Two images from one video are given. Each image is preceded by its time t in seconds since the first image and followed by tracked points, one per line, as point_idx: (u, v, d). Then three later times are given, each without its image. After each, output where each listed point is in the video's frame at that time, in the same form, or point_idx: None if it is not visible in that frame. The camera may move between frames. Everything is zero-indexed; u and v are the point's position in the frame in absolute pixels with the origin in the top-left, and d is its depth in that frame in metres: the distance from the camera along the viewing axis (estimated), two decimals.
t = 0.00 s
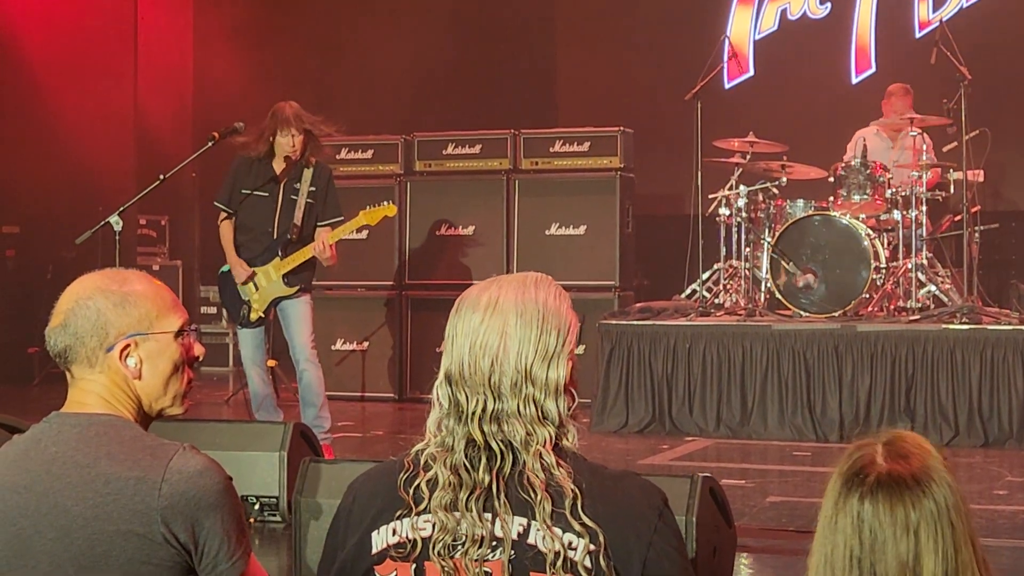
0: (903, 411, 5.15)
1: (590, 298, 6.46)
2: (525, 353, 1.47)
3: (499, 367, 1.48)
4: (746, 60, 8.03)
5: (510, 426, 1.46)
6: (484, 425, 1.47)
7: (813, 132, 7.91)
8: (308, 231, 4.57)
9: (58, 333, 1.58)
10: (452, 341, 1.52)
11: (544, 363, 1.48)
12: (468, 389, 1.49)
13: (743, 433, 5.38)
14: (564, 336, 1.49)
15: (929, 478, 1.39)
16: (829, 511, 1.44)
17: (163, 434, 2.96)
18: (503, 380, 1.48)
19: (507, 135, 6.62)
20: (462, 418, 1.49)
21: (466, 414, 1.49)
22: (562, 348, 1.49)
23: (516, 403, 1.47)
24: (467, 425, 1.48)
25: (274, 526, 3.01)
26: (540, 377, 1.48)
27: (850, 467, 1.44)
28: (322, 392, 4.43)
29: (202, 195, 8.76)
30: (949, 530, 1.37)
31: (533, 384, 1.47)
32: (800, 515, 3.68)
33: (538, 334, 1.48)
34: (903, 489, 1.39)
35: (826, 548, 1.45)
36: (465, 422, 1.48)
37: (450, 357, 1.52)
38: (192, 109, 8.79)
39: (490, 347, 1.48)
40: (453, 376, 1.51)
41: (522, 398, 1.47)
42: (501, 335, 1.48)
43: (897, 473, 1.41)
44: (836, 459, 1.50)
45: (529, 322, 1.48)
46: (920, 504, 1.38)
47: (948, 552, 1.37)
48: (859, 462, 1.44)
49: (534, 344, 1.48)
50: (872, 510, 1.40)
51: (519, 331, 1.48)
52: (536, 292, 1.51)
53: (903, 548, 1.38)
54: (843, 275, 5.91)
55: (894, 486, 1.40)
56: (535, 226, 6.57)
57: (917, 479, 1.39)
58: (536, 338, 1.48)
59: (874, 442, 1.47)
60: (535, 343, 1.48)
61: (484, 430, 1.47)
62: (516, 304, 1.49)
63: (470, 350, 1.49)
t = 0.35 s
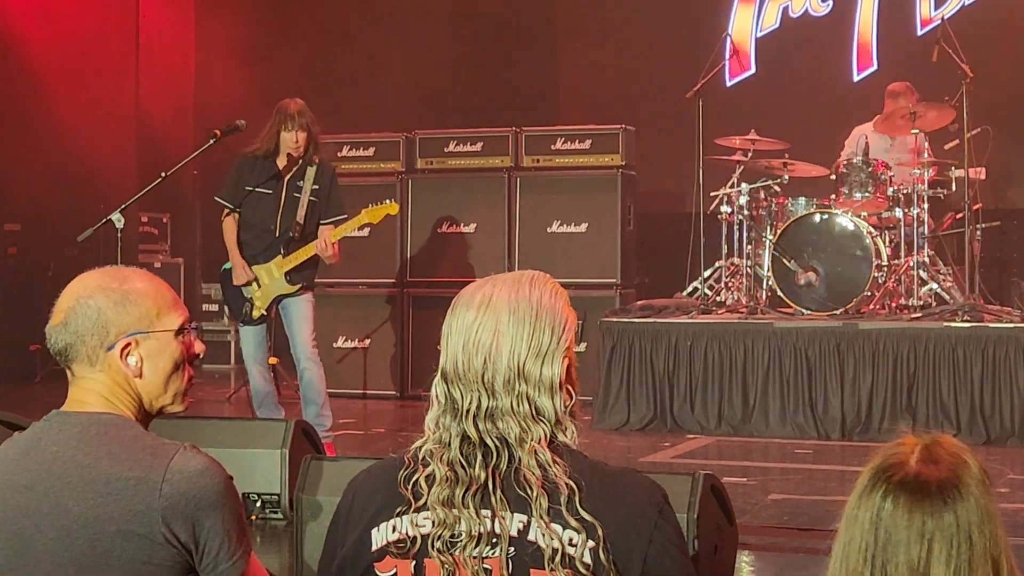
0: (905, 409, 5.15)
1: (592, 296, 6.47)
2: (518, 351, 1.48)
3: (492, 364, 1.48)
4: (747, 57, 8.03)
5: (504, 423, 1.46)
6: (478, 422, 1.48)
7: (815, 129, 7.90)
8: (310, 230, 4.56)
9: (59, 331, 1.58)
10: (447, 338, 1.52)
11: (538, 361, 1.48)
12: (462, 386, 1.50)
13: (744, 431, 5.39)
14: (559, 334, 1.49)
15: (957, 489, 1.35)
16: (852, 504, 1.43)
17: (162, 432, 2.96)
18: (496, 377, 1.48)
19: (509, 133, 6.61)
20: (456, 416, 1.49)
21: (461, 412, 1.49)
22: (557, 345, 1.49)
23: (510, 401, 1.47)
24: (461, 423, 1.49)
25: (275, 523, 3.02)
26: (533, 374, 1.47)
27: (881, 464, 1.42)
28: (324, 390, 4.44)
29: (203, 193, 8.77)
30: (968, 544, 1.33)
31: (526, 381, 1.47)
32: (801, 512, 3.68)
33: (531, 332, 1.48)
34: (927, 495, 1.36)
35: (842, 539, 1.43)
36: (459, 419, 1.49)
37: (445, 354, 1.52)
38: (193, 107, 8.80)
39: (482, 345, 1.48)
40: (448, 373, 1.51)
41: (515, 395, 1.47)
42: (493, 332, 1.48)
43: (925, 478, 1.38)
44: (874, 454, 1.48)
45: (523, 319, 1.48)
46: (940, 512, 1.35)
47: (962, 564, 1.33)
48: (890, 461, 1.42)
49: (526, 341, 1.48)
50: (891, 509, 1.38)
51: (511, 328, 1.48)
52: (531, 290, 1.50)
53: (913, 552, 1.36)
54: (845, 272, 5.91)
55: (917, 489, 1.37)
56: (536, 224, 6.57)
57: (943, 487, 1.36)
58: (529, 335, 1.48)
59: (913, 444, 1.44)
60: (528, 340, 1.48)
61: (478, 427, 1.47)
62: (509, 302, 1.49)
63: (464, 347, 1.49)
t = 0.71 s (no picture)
0: (905, 407, 5.16)
1: (592, 294, 6.47)
2: (515, 348, 1.48)
3: (489, 361, 1.48)
4: (748, 56, 8.02)
5: (501, 420, 1.46)
6: (476, 419, 1.47)
7: (815, 127, 7.90)
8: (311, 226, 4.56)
9: (59, 329, 1.58)
10: (445, 335, 1.52)
11: (535, 358, 1.48)
12: (459, 383, 1.50)
13: (744, 429, 5.39)
14: (557, 332, 1.49)
15: (970, 485, 1.38)
16: (866, 503, 1.45)
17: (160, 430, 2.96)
18: (493, 374, 1.48)
19: (510, 130, 6.61)
20: (454, 413, 1.49)
21: (458, 408, 1.49)
22: (555, 343, 1.49)
23: (507, 398, 1.47)
24: (459, 419, 1.49)
25: (276, 520, 3.03)
26: (531, 371, 1.47)
27: (893, 463, 1.45)
28: (324, 388, 4.44)
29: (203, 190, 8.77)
30: (983, 539, 1.36)
31: (523, 378, 1.47)
32: (802, 511, 3.68)
33: (529, 329, 1.48)
34: (942, 491, 1.39)
35: (858, 539, 1.45)
36: (457, 415, 1.49)
37: (443, 352, 1.52)
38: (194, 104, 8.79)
39: (480, 342, 1.48)
40: (446, 370, 1.52)
41: (513, 392, 1.47)
42: (490, 329, 1.48)
43: (938, 474, 1.40)
44: (883, 453, 1.51)
45: (520, 317, 1.48)
46: (956, 508, 1.37)
47: (979, 561, 1.36)
48: (903, 459, 1.44)
49: (524, 339, 1.47)
50: (906, 507, 1.40)
51: (508, 326, 1.48)
52: (529, 288, 1.51)
53: (931, 549, 1.38)
54: (845, 270, 5.91)
55: (933, 487, 1.39)
56: (536, 222, 6.57)
57: (956, 483, 1.38)
58: (527, 333, 1.48)
59: (923, 442, 1.47)
60: (525, 338, 1.48)
61: (476, 424, 1.47)
62: (507, 299, 1.49)
63: (461, 344, 1.49)
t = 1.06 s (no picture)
0: (904, 405, 5.16)
1: (591, 293, 6.47)
2: (512, 343, 1.48)
3: (486, 355, 1.49)
4: (748, 55, 8.03)
5: (498, 413, 1.46)
6: (473, 412, 1.48)
7: (814, 126, 7.91)
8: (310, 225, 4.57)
9: (64, 325, 1.59)
10: (444, 329, 1.53)
11: (533, 352, 1.48)
12: (457, 377, 1.50)
13: (743, 428, 5.39)
14: (555, 328, 1.49)
15: (948, 475, 1.39)
16: (849, 511, 1.44)
17: (160, 428, 2.97)
18: (490, 368, 1.48)
19: (509, 129, 6.62)
20: (452, 406, 1.50)
21: (455, 402, 1.49)
22: (553, 338, 1.49)
23: (504, 391, 1.47)
24: (457, 413, 1.49)
25: (275, 518, 3.03)
26: (527, 366, 1.48)
27: (866, 466, 1.45)
28: (324, 386, 4.44)
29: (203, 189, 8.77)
30: (970, 527, 1.37)
31: (520, 373, 1.48)
32: (801, 509, 3.68)
33: (526, 324, 1.48)
34: (923, 486, 1.40)
35: (848, 547, 1.44)
36: (455, 409, 1.49)
37: (442, 346, 1.53)
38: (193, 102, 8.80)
39: (477, 336, 1.49)
40: (445, 364, 1.52)
41: (509, 386, 1.47)
42: (487, 324, 1.49)
43: (915, 470, 1.41)
44: (851, 456, 1.51)
45: (517, 312, 1.48)
46: (941, 501, 1.38)
47: (970, 551, 1.37)
48: (875, 461, 1.44)
49: (520, 334, 1.48)
50: (893, 508, 1.40)
51: (505, 321, 1.48)
52: (527, 283, 1.51)
53: (927, 547, 1.38)
54: (845, 269, 5.91)
55: (916, 483, 1.40)
56: (536, 220, 6.58)
57: (936, 475, 1.40)
58: (524, 328, 1.48)
59: (885, 439, 1.48)
60: (522, 332, 1.48)
61: (473, 417, 1.47)
62: (505, 294, 1.49)
63: (459, 338, 1.50)
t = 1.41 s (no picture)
0: (903, 405, 5.16)
1: (590, 293, 6.46)
2: (507, 339, 1.47)
3: (481, 351, 1.48)
4: (747, 55, 8.02)
5: (492, 408, 1.46)
6: (469, 407, 1.48)
7: (812, 126, 7.91)
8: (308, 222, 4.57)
9: (66, 322, 1.58)
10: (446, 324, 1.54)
11: (528, 349, 1.48)
12: (454, 372, 1.50)
13: (741, 427, 5.39)
14: (552, 326, 1.48)
15: (940, 465, 1.40)
16: (843, 511, 1.43)
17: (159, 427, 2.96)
18: (485, 363, 1.48)
19: (508, 129, 6.61)
20: (449, 399, 1.50)
21: (452, 396, 1.49)
22: (550, 336, 1.48)
23: (498, 386, 1.46)
24: (453, 407, 1.49)
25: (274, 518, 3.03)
26: (522, 362, 1.47)
27: (857, 463, 1.44)
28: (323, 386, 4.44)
29: (201, 188, 8.76)
30: (965, 515, 1.38)
31: (515, 369, 1.47)
32: (800, 509, 3.68)
33: (521, 321, 1.48)
34: (917, 478, 1.40)
35: (847, 547, 1.42)
36: (450, 403, 1.49)
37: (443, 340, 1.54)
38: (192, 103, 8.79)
39: (473, 331, 1.49)
40: (445, 359, 1.52)
41: (502, 381, 1.46)
42: (484, 318, 1.48)
43: (908, 463, 1.41)
44: (835, 459, 1.50)
45: (514, 308, 1.48)
46: (936, 491, 1.39)
47: (967, 540, 1.38)
48: (865, 458, 1.44)
49: (516, 330, 1.47)
50: (889, 501, 1.40)
51: (501, 317, 1.48)
52: (526, 281, 1.51)
53: (926, 537, 1.38)
54: (843, 269, 5.91)
55: (910, 476, 1.40)
56: (534, 220, 6.57)
57: (928, 466, 1.40)
58: (519, 324, 1.48)
59: (871, 438, 1.48)
60: (517, 328, 1.47)
61: (468, 411, 1.47)
62: (503, 291, 1.49)
63: (456, 333, 1.50)
